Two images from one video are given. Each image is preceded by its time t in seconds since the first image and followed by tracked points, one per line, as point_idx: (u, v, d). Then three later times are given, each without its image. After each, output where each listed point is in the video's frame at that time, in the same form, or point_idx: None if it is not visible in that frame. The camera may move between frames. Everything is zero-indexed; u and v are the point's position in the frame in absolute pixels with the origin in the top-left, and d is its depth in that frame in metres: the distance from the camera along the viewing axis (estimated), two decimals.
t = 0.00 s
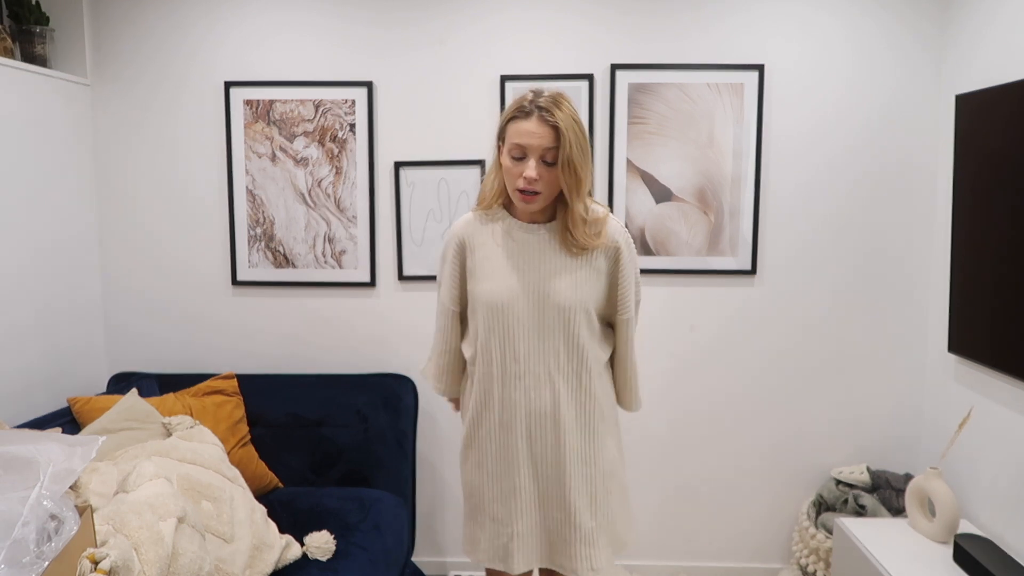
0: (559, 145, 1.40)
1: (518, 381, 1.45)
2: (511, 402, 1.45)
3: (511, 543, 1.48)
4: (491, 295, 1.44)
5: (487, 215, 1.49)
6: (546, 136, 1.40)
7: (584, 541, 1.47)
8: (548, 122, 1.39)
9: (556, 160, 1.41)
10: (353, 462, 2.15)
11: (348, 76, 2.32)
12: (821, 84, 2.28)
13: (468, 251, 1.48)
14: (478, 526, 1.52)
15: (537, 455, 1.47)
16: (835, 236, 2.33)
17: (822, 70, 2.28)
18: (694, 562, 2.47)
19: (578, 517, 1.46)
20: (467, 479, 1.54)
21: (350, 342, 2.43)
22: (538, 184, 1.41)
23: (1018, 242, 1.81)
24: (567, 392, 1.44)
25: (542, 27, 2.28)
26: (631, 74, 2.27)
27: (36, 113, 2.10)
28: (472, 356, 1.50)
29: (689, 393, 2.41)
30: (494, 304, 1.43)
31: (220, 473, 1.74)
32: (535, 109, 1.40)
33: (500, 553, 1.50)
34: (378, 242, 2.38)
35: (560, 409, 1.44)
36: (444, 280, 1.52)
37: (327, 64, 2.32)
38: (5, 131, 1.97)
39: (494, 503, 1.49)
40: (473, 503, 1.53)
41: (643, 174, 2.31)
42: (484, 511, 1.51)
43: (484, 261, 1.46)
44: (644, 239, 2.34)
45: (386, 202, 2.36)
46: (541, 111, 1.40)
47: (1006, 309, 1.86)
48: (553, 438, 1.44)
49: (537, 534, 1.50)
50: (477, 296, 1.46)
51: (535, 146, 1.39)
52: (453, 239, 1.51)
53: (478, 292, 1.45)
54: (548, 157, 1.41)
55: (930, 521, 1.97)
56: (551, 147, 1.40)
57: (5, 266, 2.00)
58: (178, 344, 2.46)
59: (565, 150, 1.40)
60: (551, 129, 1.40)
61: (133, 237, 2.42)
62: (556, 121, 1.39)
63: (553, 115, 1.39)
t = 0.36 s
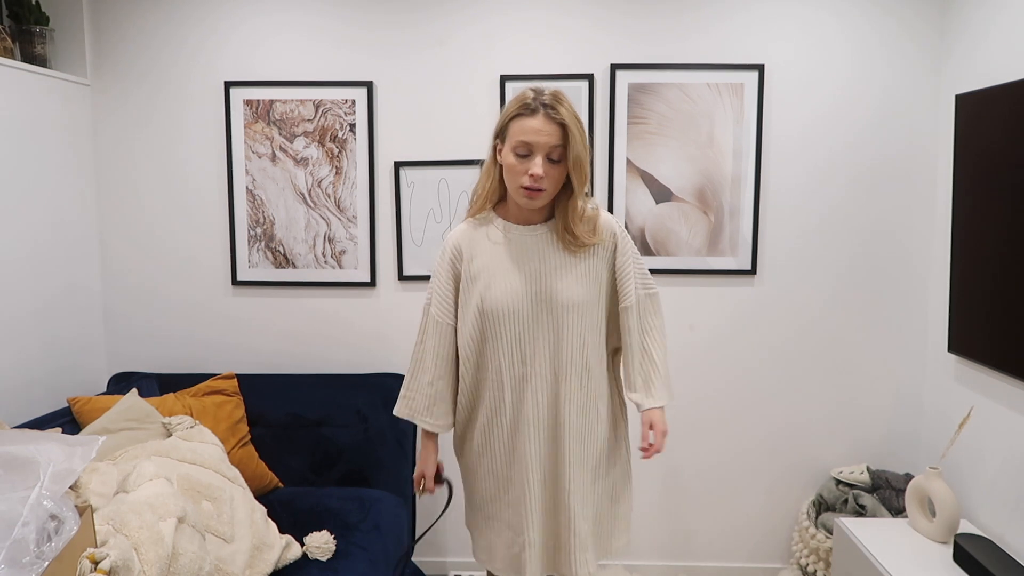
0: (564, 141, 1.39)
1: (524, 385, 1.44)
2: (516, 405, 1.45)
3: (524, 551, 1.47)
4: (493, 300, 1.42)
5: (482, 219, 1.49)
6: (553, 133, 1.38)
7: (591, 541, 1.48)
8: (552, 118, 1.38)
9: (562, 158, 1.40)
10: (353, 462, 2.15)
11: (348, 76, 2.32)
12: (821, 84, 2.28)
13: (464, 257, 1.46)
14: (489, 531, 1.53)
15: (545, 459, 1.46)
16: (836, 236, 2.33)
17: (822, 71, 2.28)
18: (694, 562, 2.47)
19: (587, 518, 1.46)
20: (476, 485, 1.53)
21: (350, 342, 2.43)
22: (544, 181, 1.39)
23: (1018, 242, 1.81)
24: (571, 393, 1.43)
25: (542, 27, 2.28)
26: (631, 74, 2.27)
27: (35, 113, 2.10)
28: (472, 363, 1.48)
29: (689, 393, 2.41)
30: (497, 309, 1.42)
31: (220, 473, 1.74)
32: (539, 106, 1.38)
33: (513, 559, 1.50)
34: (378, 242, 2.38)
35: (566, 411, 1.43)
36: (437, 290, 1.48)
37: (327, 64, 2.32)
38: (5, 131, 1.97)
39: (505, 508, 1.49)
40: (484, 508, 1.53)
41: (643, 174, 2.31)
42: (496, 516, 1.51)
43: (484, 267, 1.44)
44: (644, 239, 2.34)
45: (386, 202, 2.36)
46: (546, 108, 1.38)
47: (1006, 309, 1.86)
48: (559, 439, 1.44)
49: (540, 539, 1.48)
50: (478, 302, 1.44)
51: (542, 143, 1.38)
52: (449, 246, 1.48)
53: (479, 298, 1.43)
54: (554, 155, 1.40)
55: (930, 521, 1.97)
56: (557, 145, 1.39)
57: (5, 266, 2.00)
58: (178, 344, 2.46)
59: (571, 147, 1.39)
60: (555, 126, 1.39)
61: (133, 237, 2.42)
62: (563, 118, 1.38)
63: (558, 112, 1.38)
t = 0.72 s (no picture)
0: (561, 127, 1.40)
1: (532, 382, 1.43)
2: (525, 404, 1.43)
3: (542, 548, 1.47)
4: (500, 298, 1.41)
5: (480, 217, 1.47)
6: (549, 120, 1.40)
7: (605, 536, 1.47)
8: (548, 105, 1.40)
9: (559, 145, 1.41)
10: (352, 462, 2.15)
11: (348, 76, 2.32)
12: (821, 84, 2.28)
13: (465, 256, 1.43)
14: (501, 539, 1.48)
15: (555, 456, 1.45)
16: (835, 236, 2.33)
17: (822, 71, 2.28)
18: (694, 562, 2.47)
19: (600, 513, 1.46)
20: (485, 491, 1.49)
21: (350, 342, 2.43)
22: (545, 167, 1.39)
23: (1017, 242, 1.81)
24: (580, 388, 1.42)
25: (542, 27, 2.28)
26: (631, 74, 2.27)
27: (35, 113, 2.10)
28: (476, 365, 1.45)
29: (689, 393, 2.40)
30: (504, 306, 1.41)
31: (220, 473, 1.74)
32: (534, 96, 1.40)
33: (530, 559, 1.48)
34: (378, 242, 2.38)
35: (575, 406, 1.42)
36: (436, 291, 1.40)
37: (326, 64, 2.32)
38: (5, 131, 1.97)
39: (519, 511, 1.46)
40: (494, 516, 1.48)
41: (643, 174, 2.31)
42: (509, 522, 1.47)
43: (489, 264, 1.42)
44: (644, 239, 2.34)
45: (386, 202, 2.36)
46: (541, 97, 1.40)
47: (1005, 309, 1.86)
48: (569, 436, 1.43)
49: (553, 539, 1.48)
50: (484, 300, 1.42)
51: (541, 130, 1.39)
52: (447, 245, 1.44)
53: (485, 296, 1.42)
54: (551, 143, 1.41)
55: (930, 521, 1.97)
56: (555, 132, 1.40)
57: (5, 266, 2.00)
58: (178, 344, 2.46)
59: (567, 133, 1.40)
60: (551, 113, 1.40)
61: (133, 237, 2.42)
62: (558, 105, 1.40)
63: (554, 99, 1.40)
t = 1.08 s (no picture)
0: (568, 123, 1.43)
1: (540, 379, 1.42)
2: (534, 401, 1.42)
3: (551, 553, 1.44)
4: (508, 292, 1.40)
5: (489, 215, 1.48)
6: (557, 115, 1.42)
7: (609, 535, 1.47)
8: (555, 101, 1.42)
9: (567, 140, 1.43)
10: (353, 462, 2.15)
11: (348, 76, 2.32)
12: (821, 84, 2.28)
13: (473, 250, 1.43)
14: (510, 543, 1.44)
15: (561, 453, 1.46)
16: (835, 236, 2.33)
17: (822, 71, 2.28)
18: (694, 562, 2.47)
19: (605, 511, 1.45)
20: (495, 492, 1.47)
21: (350, 343, 2.43)
22: (554, 162, 1.40)
23: (1017, 242, 1.81)
24: (586, 384, 1.43)
25: (542, 27, 2.28)
26: (631, 74, 2.27)
27: (36, 112, 2.10)
28: (483, 361, 1.45)
29: (689, 393, 2.40)
30: (512, 302, 1.40)
31: (220, 473, 1.74)
32: (542, 93, 1.42)
33: (536, 564, 1.44)
34: (378, 242, 2.38)
35: (582, 401, 1.42)
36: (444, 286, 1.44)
37: (326, 64, 2.32)
38: (6, 131, 1.97)
39: (529, 513, 1.43)
40: (502, 518, 1.46)
41: (643, 174, 2.31)
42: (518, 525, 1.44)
43: (497, 258, 1.42)
44: (644, 239, 2.34)
45: (386, 202, 2.36)
46: (549, 94, 1.42)
47: (1006, 309, 1.86)
48: (577, 433, 1.43)
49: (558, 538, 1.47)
50: (492, 297, 1.42)
51: (549, 126, 1.40)
52: (456, 240, 1.45)
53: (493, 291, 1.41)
54: (559, 138, 1.43)
55: (930, 521, 1.97)
56: (563, 128, 1.42)
57: (5, 266, 2.00)
58: (178, 344, 2.46)
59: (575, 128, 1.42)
60: (558, 109, 1.42)
61: (133, 237, 2.42)
62: (565, 101, 1.42)
63: (561, 95, 1.42)
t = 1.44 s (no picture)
0: (579, 124, 1.45)
1: (538, 375, 1.43)
2: (534, 395, 1.43)
3: (539, 546, 1.44)
4: (510, 286, 1.43)
5: (504, 213, 1.52)
6: (567, 116, 1.45)
7: (598, 538, 1.46)
8: (566, 103, 1.45)
9: (578, 140, 1.45)
10: (353, 462, 2.15)
11: (348, 76, 2.32)
12: (821, 84, 2.28)
13: (484, 245, 1.49)
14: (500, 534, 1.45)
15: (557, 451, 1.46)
16: (836, 236, 2.33)
17: (822, 71, 2.28)
18: (694, 562, 2.47)
19: (595, 514, 1.44)
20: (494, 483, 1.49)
21: (350, 343, 2.42)
22: (564, 161, 1.43)
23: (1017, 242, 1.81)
24: (583, 383, 1.43)
25: (542, 27, 2.28)
26: (631, 74, 2.27)
27: (36, 112, 2.10)
28: (488, 353, 1.48)
29: (689, 393, 2.40)
30: (515, 297, 1.43)
31: (220, 473, 1.74)
32: (553, 95, 1.46)
33: (525, 557, 1.45)
34: (378, 242, 2.38)
35: (581, 400, 1.42)
36: (461, 278, 1.53)
37: (326, 64, 2.32)
38: (6, 131, 1.97)
39: (521, 507, 1.44)
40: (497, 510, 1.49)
41: (643, 174, 2.31)
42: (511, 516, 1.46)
43: (503, 254, 1.46)
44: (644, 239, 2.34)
45: (386, 202, 2.36)
46: (560, 96, 1.46)
47: (1006, 309, 1.86)
48: (574, 431, 1.43)
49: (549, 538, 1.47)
50: (497, 292, 1.45)
51: (560, 125, 1.44)
52: (472, 235, 1.52)
53: (497, 284, 1.45)
54: (570, 139, 1.46)
55: (930, 521, 1.97)
56: (574, 128, 1.45)
57: (5, 266, 2.00)
58: (178, 344, 2.46)
59: (586, 129, 1.45)
60: (570, 109, 1.46)
61: (133, 237, 2.41)
62: (576, 103, 1.45)
63: (571, 97, 1.45)
